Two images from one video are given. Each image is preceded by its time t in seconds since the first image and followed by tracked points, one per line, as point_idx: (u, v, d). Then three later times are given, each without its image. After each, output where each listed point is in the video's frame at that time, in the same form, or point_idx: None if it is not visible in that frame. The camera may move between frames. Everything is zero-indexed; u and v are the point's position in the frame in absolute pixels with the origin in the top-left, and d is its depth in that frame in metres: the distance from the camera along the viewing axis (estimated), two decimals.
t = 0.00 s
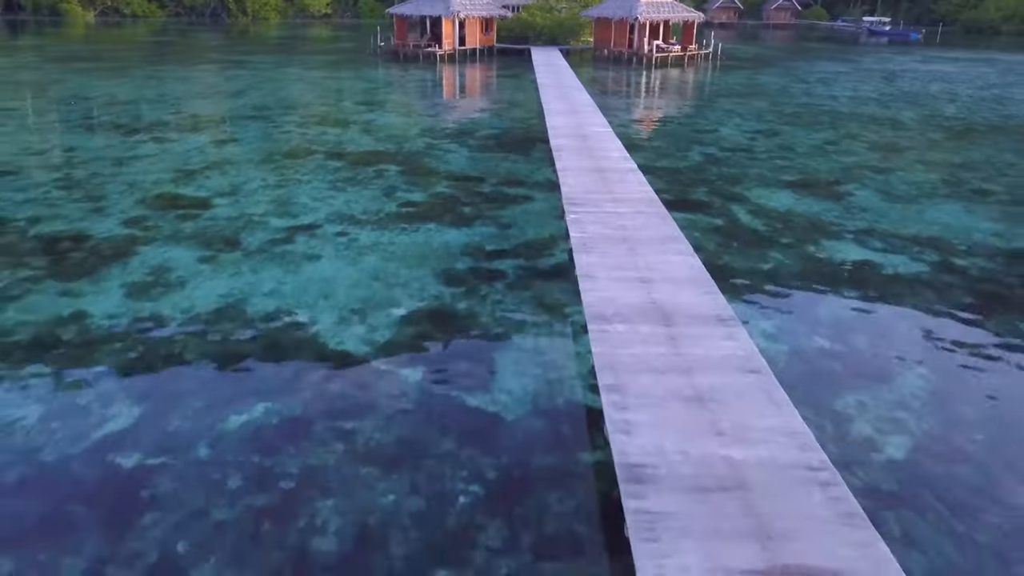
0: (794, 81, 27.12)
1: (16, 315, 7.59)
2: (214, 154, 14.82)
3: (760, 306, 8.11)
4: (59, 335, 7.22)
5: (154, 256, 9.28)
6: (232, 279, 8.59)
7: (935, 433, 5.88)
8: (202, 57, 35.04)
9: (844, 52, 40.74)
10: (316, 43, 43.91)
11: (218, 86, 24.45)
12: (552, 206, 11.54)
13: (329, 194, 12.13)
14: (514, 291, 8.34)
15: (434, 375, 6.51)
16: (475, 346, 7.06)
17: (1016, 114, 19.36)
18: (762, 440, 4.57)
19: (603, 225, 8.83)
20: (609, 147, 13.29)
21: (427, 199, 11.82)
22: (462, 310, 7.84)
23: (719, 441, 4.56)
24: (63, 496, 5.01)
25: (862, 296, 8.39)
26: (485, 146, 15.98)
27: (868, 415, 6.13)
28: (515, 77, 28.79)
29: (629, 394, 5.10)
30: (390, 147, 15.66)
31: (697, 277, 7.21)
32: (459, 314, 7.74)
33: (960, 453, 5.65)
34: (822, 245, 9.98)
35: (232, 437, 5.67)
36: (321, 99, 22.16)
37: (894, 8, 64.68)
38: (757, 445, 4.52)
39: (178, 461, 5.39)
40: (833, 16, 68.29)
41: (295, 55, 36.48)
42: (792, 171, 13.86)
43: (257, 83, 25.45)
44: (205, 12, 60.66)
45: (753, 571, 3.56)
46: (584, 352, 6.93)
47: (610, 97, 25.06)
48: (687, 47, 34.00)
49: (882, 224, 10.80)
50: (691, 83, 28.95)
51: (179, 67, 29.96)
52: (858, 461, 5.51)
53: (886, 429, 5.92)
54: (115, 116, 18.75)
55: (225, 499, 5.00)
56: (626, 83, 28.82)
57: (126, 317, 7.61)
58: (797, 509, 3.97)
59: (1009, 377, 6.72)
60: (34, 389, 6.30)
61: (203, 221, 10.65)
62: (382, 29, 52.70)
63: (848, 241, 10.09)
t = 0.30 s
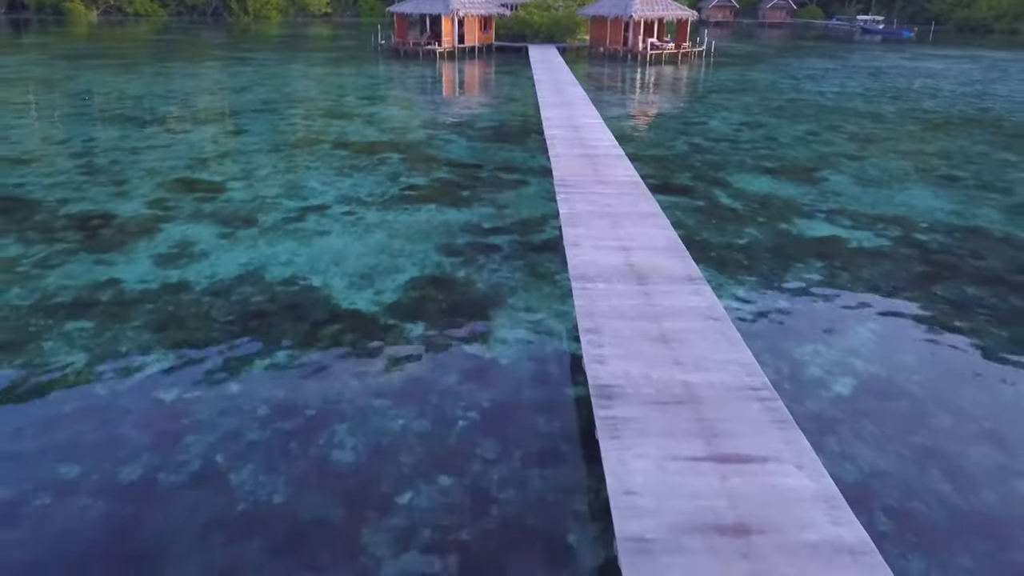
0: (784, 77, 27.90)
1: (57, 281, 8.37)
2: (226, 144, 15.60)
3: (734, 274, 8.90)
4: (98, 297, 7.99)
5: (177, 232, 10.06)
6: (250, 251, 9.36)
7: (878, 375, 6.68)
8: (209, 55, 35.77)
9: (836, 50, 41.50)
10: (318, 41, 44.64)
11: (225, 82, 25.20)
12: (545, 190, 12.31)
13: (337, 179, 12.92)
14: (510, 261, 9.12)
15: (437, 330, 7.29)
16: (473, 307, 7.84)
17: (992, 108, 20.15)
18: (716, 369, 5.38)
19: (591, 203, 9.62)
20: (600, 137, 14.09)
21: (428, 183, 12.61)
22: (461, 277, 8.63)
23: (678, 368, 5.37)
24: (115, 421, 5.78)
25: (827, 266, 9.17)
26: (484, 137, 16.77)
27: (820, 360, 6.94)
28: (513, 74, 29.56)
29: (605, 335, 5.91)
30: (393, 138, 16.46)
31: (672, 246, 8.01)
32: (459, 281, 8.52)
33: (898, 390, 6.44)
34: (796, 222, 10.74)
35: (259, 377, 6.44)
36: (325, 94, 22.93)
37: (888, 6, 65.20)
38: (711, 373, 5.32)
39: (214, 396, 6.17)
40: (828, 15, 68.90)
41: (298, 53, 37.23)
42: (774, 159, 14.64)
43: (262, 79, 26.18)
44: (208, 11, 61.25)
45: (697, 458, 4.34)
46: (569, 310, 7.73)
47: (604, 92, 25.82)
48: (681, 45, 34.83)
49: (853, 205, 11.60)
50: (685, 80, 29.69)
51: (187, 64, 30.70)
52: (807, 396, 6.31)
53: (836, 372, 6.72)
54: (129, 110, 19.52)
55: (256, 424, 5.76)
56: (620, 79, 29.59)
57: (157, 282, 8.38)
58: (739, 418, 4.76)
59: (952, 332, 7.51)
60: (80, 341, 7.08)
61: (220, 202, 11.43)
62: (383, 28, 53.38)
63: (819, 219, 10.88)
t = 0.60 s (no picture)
0: (774, 74, 28.65)
1: (88, 254, 9.13)
2: (236, 135, 16.36)
3: (712, 248, 9.64)
4: (127, 267, 8.75)
5: (195, 212, 10.82)
6: (264, 229, 10.11)
7: (834, 331, 7.44)
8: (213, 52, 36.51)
9: (828, 48, 42.20)
10: (320, 39, 45.35)
11: (231, 78, 25.94)
12: (539, 176, 13.07)
13: (342, 167, 13.66)
14: (504, 237, 9.88)
15: (437, 295, 8.04)
16: (471, 275, 8.58)
17: (971, 102, 20.91)
18: (681, 317, 6.15)
19: (579, 185, 10.39)
20: (591, 127, 14.86)
21: (428, 170, 13.36)
22: (459, 250, 9.38)
23: (649, 317, 6.14)
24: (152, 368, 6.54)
25: (798, 241, 9.93)
26: (481, 129, 17.52)
27: (783, 319, 7.71)
28: (511, 71, 30.30)
29: (586, 291, 6.68)
30: (395, 129, 17.23)
31: (653, 221, 8.78)
32: (457, 254, 9.27)
33: (851, 342, 7.21)
34: (772, 204, 11.50)
35: (277, 332, 7.20)
36: (329, 89, 23.68)
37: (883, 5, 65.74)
38: (677, 321, 6.09)
39: (238, 347, 6.93)
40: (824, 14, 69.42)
41: (300, 50, 37.97)
42: (757, 149, 15.41)
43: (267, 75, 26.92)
44: (210, 11, 61.86)
45: (658, 382, 5.11)
46: (558, 277, 8.48)
47: (599, 88, 26.55)
48: (675, 42, 35.57)
49: (827, 189, 12.36)
50: (680, 76, 30.42)
51: (192, 62, 31.46)
52: (769, 347, 7.08)
53: (796, 328, 7.49)
54: (140, 104, 20.27)
55: (276, 370, 6.52)
56: (615, 76, 30.33)
57: (180, 255, 9.13)
58: (698, 354, 5.53)
59: (905, 297, 8.27)
60: (115, 303, 7.84)
61: (233, 186, 12.20)
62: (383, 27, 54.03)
63: (794, 202, 11.64)
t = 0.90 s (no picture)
0: (765, 70, 29.35)
1: (113, 232, 9.84)
2: (244, 127, 17.06)
3: (693, 227, 10.37)
4: (150, 243, 9.46)
5: (210, 197, 11.54)
6: (275, 210, 10.84)
7: (799, 300, 8.19)
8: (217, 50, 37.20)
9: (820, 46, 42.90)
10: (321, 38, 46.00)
11: (236, 75, 26.64)
12: (533, 164, 13.80)
13: (346, 156, 14.36)
14: (499, 217, 10.60)
15: (436, 267, 8.76)
16: (469, 250, 9.31)
17: (952, 97, 21.63)
18: (656, 280, 6.89)
19: (570, 172, 11.13)
20: (584, 120, 15.61)
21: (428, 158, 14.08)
22: (457, 229, 10.10)
23: (627, 280, 6.87)
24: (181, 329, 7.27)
25: (774, 222, 10.65)
26: (479, 122, 18.22)
27: (754, 289, 8.46)
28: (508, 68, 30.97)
29: (572, 259, 7.41)
30: (396, 122, 17.94)
31: (636, 202, 9.52)
32: (456, 231, 9.99)
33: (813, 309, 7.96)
34: (752, 189, 12.22)
35: (291, 299, 7.92)
36: (331, 86, 24.38)
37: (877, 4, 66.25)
38: (652, 283, 6.82)
39: (256, 312, 7.65)
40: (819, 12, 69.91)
41: (302, 48, 38.67)
42: (741, 140, 16.15)
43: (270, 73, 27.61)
44: (211, 10, 62.42)
45: (631, 331, 5.84)
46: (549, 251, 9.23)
47: (594, 85, 27.24)
48: (670, 41, 36.29)
49: (805, 176, 13.08)
50: (674, 74, 31.10)
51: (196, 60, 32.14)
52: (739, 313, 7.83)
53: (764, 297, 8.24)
54: (150, 99, 20.96)
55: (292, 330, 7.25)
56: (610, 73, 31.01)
57: (199, 233, 9.85)
58: (669, 309, 6.27)
59: (867, 269, 9.01)
60: (142, 274, 8.55)
61: (244, 174, 12.91)
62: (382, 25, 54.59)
63: (773, 187, 12.37)
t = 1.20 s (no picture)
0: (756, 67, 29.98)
1: (134, 215, 10.50)
2: (250, 121, 17.70)
3: (675, 209, 11.08)
4: (168, 224, 10.13)
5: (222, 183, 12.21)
6: (283, 196, 11.51)
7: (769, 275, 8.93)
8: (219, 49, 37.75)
9: (813, 44, 43.55)
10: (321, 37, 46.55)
11: (239, 72, 27.24)
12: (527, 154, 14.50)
13: (349, 147, 15.03)
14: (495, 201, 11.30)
15: (434, 244, 9.45)
16: (465, 230, 9.99)
17: (935, 92, 22.31)
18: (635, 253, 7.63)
19: (562, 162, 11.86)
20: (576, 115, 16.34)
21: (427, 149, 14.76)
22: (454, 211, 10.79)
23: (609, 254, 7.61)
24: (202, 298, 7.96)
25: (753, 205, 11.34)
26: (476, 116, 18.89)
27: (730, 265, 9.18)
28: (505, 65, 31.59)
29: (560, 236, 8.15)
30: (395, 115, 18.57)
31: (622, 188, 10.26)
32: (454, 213, 10.69)
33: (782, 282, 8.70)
34: (735, 177, 12.91)
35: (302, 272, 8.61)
36: (333, 83, 25.01)
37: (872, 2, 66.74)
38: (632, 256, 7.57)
39: (270, 283, 8.34)
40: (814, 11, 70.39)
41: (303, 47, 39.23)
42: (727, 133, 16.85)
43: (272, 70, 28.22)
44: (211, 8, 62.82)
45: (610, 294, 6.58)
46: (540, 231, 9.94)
47: (589, 81, 27.87)
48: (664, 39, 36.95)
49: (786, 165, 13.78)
50: (667, 71, 31.72)
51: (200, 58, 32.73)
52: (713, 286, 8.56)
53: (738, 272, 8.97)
54: (157, 95, 21.57)
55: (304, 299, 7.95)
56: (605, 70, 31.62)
57: (213, 215, 10.52)
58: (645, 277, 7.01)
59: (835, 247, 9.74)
60: (162, 251, 9.21)
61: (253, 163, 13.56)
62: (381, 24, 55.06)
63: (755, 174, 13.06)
